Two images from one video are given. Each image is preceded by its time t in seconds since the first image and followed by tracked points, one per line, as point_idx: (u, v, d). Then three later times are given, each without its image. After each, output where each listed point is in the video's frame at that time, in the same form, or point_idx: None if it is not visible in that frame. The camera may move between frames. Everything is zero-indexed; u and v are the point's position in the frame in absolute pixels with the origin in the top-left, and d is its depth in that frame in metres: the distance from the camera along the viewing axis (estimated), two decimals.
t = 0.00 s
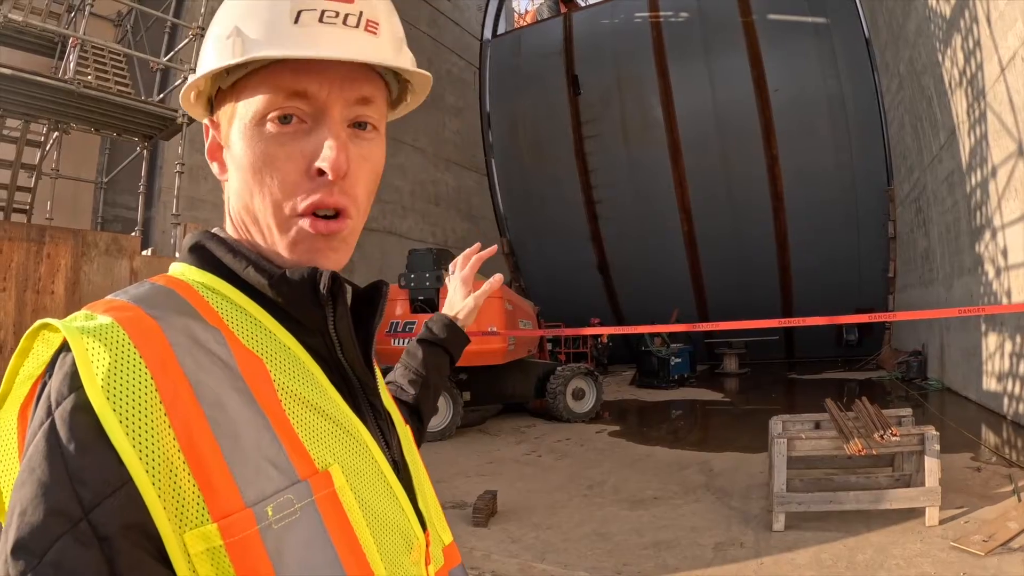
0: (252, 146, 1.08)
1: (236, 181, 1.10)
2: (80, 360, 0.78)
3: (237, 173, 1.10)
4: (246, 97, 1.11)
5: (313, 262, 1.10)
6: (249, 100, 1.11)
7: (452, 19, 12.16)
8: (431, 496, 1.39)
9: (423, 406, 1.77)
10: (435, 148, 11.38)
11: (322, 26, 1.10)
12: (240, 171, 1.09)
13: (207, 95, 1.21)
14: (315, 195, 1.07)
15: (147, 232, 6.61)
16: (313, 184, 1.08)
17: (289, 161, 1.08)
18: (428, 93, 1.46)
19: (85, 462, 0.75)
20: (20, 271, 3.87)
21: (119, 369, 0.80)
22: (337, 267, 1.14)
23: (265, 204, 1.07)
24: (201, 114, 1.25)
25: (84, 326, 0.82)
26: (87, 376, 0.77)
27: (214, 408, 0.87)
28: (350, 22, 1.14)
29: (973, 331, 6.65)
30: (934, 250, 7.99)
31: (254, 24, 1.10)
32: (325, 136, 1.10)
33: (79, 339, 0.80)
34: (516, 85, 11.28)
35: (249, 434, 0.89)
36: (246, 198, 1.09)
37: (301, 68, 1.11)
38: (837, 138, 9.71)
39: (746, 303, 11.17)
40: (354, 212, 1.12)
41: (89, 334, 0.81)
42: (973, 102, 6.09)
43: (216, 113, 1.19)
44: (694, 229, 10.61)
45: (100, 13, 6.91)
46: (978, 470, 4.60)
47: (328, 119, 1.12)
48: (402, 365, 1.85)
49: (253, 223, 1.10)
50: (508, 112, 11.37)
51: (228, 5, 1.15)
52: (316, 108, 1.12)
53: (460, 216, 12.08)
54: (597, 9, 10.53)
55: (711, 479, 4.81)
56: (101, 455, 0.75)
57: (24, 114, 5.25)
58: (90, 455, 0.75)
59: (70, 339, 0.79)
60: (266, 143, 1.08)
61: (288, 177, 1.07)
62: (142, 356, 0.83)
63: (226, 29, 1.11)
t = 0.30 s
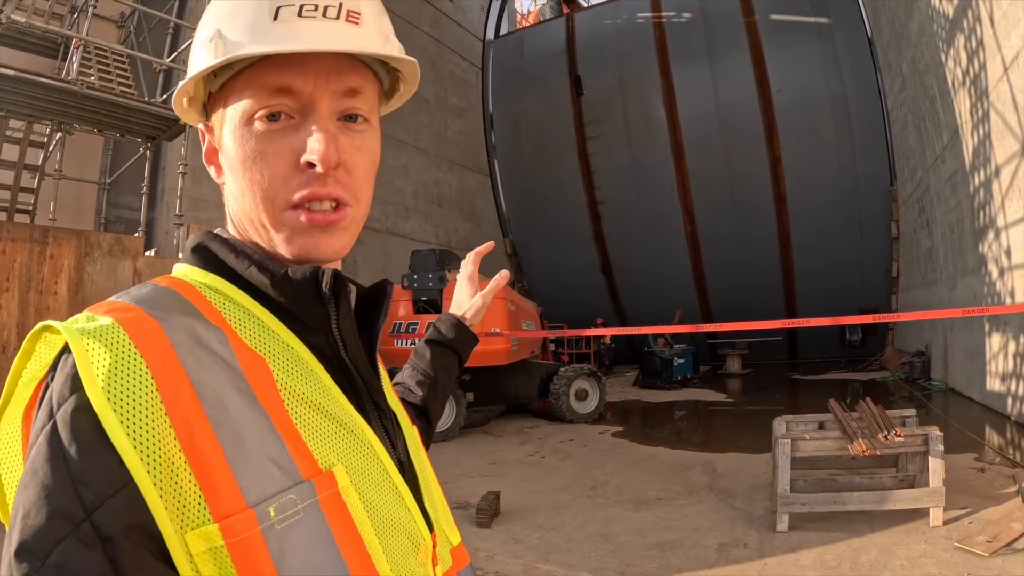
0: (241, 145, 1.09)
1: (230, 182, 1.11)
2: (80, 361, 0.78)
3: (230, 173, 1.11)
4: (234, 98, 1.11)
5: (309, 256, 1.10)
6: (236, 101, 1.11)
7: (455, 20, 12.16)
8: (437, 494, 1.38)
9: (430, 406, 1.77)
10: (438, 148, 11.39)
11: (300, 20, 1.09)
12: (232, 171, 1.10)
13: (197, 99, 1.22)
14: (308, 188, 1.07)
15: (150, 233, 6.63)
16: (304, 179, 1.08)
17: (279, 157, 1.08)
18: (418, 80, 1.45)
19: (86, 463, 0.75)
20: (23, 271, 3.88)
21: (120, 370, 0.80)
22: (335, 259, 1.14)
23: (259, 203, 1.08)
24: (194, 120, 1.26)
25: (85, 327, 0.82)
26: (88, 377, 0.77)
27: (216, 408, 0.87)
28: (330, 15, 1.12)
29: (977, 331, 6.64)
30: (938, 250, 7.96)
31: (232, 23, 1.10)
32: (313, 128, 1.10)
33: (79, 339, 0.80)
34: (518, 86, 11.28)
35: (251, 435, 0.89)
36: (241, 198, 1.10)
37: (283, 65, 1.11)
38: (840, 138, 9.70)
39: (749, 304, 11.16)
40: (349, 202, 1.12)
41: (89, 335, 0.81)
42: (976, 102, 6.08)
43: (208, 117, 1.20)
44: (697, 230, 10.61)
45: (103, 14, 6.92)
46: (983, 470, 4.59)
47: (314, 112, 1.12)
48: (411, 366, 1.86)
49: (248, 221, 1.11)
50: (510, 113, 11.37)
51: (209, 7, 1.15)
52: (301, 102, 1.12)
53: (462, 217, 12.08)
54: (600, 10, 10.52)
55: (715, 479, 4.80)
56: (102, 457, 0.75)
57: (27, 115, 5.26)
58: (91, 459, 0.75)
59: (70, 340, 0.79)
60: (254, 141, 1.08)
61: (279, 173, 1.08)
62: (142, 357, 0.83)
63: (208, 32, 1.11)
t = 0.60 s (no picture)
0: (256, 157, 1.09)
1: (245, 195, 1.11)
2: (100, 367, 0.78)
3: (245, 186, 1.11)
4: (244, 112, 1.12)
5: (326, 262, 1.10)
6: (247, 115, 1.11)
7: (458, 22, 12.17)
8: (439, 503, 1.38)
9: (424, 413, 1.78)
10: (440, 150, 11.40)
11: (304, 31, 1.10)
12: (247, 183, 1.10)
13: (206, 117, 1.22)
14: (322, 194, 1.08)
15: (153, 235, 6.67)
16: (319, 186, 1.08)
17: (293, 166, 1.08)
18: (422, 84, 1.45)
19: (101, 470, 0.74)
20: (27, 274, 3.89)
21: (138, 376, 0.81)
22: (351, 266, 1.14)
23: (275, 213, 1.08)
24: (204, 138, 1.26)
25: (104, 333, 0.82)
26: (107, 384, 0.78)
27: (232, 416, 0.87)
28: (333, 24, 1.13)
29: (980, 332, 6.62)
30: (941, 251, 7.95)
31: (238, 38, 1.10)
32: (325, 135, 1.11)
33: (99, 345, 0.80)
34: (521, 87, 11.28)
35: (266, 443, 0.89)
36: (257, 210, 1.10)
37: (291, 75, 1.11)
38: (843, 139, 9.68)
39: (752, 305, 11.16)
40: (364, 206, 1.12)
41: (108, 340, 0.81)
42: (979, 102, 6.07)
43: (218, 133, 1.20)
44: (699, 231, 10.61)
45: (106, 17, 6.94)
46: (987, 472, 4.57)
47: (325, 119, 1.12)
48: (404, 372, 1.87)
49: (264, 233, 1.11)
50: (513, 114, 11.38)
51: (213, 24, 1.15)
52: (311, 110, 1.12)
53: (465, 218, 12.08)
54: (603, 11, 10.49)
55: (718, 481, 4.79)
56: (118, 464, 0.75)
57: (30, 118, 5.29)
58: (108, 466, 0.75)
59: (89, 345, 0.80)
60: (268, 152, 1.09)
61: (294, 182, 1.08)
62: (161, 363, 0.83)
63: (215, 49, 1.11)
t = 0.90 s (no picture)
0: (257, 154, 1.09)
1: (246, 191, 1.11)
2: (98, 360, 0.78)
3: (246, 182, 1.11)
4: (246, 108, 1.12)
5: (325, 261, 1.10)
6: (249, 112, 1.11)
7: (460, 22, 12.16)
8: (436, 502, 1.38)
9: (416, 417, 1.79)
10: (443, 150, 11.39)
11: (310, 31, 1.10)
12: (247, 180, 1.10)
13: (207, 112, 1.22)
14: (324, 192, 1.08)
15: (156, 237, 6.68)
16: (320, 185, 1.08)
17: (295, 163, 1.08)
18: (423, 85, 1.46)
19: (99, 464, 0.75)
20: (31, 275, 3.90)
21: (137, 371, 0.81)
22: (349, 264, 1.14)
23: (275, 210, 1.08)
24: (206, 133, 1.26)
25: (103, 326, 0.83)
26: (106, 378, 0.78)
27: (231, 411, 0.87)
28: (338, 24, 1.13)
29: (985, 332, 6.60)
30: (945, 251, 7.93)
31: (244, 36, 1.10)
32: (327, 133, 1.11)
33: (98, 338, 0.80)
34: (523, 88, 11.28)
35: (263, 438, 0.89)
36: (256, 207, 1.10)
37: (294, 73, 1.12)
38: (847, 139, 9.65)
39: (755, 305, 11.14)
40: (364, 206, 1.12)
41: (107, 335, 0.81)
42: (982, 102, 6.05)
43: (219, 129, 1.20)
44: (703, 232, 10.60)
45: (109, 18, 6.95)
46: (991, 472, 4.56)
47: (327, 118, 1.13)
48: (398, 374, 1.86)
49: (264, 229, 1.11)
50: (516, 114, 11.37)
51: (218, 19, 1.15)
52: (314, 108, 1.12)
53: (468, 219, 12.07)
54: (606, 11, 10.41)
55: (721, 482, 4.78)
56: (117, 458, 0.76)
57: (34, 119, 5.30)
58: (105, 460, 0.75)
59: (88, 338, 0.80)
60: (269, 149, 1.09)
61: (295, 179, 1.08)
62: (159, 357, 0.84)
63: (220, 46, 1.11)
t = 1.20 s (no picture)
0: (254, 152, 1.09)
1: (241, 187, 1.11)
2: (87, 356, 0.79)
3: (242, 178, 1.10)
4: (246, 105, 1.12)
5: (320, 260, 1.10)
6: (249, 107, 1.11)
7: (463, 23, 12.16)
8: (429, 499, 1.39)
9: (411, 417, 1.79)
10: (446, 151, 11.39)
11: (314, 31, 1.10)
12: (244, 176, 1.10)
13: (206, 106, 1.22)
14: (320, 193, 1.08)
15: (160, 237, 6.69)
16: (317, 185, 1.08)
17: (292, 162, 1.08)
18: (424, 90, 1.46)
19: (86, 460, 0.75)
20: (34, 275, 3.91)
21: (126, 366, 0.81)
22: (343, 266, 1.14)
23: (271, 208, 1.08)
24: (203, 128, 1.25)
25: (93, 323, 0.83)
26: (95, 373, 0.78)
27: (221, 408, 0.87)
28: (342, 25, 1.13)
29: (989, 332, 6.58)
30: (949, 251, 7.90)
31: (248, 32, 1.10)
32: (325, 134, 1.11)
33: (88, 336, 0.81)
34: (526, 88, 11.27)
35: (254, 435, 0.89)
36: (252, 204, 1.10)
37: (296, 71, 1.12)
38: (850, 139, 9.63)
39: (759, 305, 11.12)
40: (359, 207, 1.12)
41: (96, 330, 0.81)
42: (986, 101, 6.03)
43: (217, 125, 1.20)
44: (706, 233, 10.60)
45: (113, 19, 6.96)
46: (995, 473, 4.54)
47: (327, 117, 1.13)
48: (394, 373, 1.87)
49: (259, 227, 1.10)
50: (519, 115, 11.36)
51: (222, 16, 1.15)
52: (314, 107, 1.12)
53: (471, 219, 12.07)
54: (609, 11, 10.42)
55: (725, 482, 4.78)
56: (104, 454, 0.75)
57: (38, 120, 5.32)
58: (93, 455, 0.75)
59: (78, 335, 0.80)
60: (267, 146, 1.09)
61: (291, 178, 1.08)
62: (149, 352, 0.84)
63: (222, 41, 1.11)
